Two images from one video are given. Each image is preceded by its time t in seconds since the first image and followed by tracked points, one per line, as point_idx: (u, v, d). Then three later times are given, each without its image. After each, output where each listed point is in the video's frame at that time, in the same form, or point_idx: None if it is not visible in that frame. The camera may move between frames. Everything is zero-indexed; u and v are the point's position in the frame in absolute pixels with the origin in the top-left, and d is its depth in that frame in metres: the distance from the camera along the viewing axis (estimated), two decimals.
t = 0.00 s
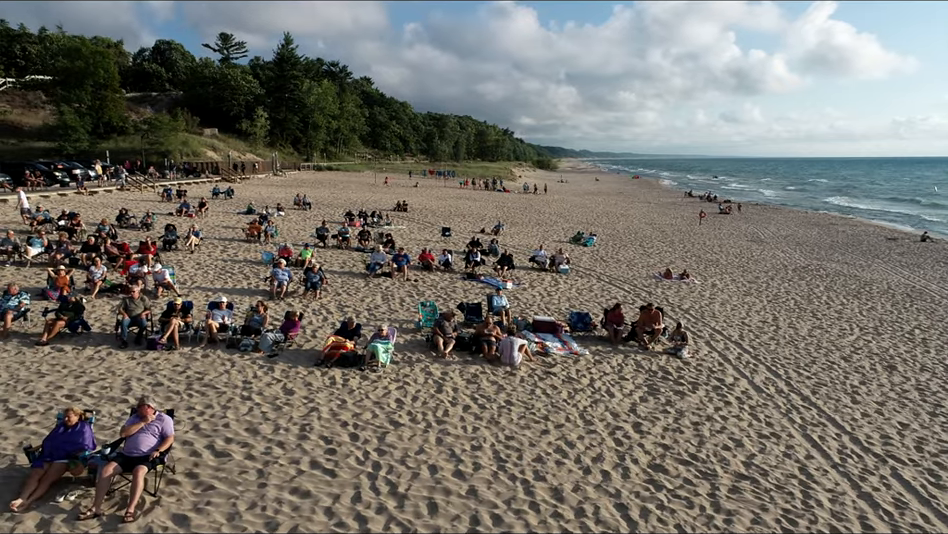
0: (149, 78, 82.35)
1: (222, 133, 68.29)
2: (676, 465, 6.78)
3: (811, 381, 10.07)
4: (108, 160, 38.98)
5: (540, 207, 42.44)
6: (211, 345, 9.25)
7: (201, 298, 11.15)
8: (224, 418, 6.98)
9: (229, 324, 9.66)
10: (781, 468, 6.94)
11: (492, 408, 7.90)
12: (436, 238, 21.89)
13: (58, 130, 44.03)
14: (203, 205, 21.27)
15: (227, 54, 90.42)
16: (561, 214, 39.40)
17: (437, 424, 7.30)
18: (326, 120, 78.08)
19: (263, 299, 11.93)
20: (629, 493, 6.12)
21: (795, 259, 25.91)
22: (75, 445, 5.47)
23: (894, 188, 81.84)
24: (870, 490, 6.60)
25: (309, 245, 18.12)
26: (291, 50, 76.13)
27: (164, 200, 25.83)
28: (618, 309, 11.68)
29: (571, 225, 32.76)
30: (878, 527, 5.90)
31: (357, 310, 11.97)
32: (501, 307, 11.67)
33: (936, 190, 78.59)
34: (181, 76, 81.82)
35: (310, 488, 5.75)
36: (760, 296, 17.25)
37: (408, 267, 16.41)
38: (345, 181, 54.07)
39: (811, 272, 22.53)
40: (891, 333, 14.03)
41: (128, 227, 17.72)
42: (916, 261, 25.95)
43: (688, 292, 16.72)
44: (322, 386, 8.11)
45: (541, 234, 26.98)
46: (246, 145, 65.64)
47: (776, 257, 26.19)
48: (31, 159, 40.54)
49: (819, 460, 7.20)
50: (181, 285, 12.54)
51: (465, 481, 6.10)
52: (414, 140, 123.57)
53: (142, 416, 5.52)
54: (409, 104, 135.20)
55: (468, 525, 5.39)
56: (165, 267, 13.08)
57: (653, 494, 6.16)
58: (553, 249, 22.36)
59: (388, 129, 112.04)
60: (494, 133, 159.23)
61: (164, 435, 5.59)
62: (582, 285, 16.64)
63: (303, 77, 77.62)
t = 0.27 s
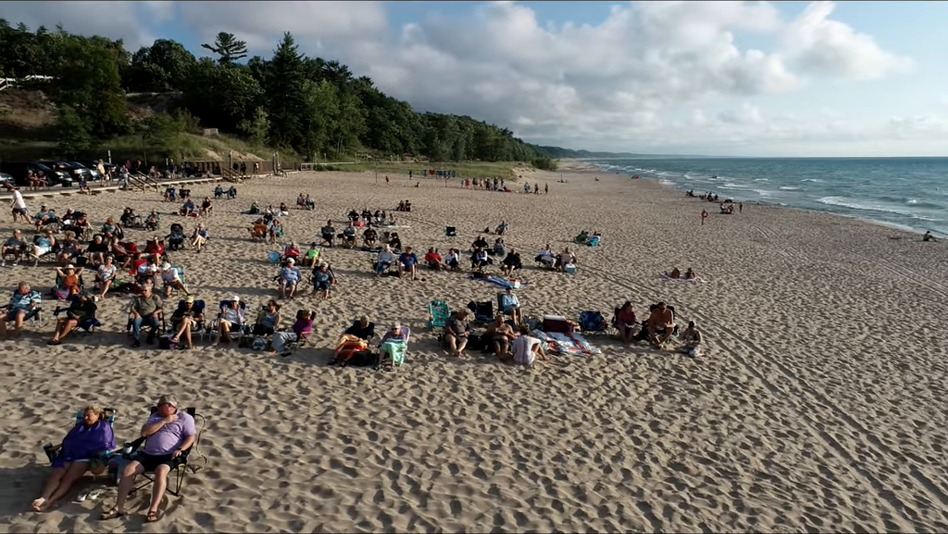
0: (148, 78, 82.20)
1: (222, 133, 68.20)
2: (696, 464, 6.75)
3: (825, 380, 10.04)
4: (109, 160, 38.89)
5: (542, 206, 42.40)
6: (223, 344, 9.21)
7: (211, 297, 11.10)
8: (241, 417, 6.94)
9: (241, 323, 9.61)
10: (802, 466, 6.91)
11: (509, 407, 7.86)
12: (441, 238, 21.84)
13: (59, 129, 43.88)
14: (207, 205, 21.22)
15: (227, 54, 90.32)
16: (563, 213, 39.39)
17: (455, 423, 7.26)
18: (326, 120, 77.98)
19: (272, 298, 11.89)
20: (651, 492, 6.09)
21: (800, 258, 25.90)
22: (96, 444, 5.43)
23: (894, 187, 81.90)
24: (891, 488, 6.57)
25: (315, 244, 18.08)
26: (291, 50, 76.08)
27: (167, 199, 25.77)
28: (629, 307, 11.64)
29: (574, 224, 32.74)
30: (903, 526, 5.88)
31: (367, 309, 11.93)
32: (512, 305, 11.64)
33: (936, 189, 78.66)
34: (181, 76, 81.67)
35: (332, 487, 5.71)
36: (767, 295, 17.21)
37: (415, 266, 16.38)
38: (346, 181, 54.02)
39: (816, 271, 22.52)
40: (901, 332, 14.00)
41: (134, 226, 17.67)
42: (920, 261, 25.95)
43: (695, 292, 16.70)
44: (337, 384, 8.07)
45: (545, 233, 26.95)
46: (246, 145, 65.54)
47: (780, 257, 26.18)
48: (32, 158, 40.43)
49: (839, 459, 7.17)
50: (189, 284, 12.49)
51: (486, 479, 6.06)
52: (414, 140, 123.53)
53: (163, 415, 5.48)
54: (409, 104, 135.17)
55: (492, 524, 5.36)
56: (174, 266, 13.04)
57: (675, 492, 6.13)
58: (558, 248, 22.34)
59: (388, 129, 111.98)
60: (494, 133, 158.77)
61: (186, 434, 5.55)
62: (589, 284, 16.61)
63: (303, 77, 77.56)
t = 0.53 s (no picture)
0: (149, 77, 82.08)
1: (223, 132, 68.13)
2: (717, 462, 6.73)
3: (838, 379, 10.03)
4: (112, 160, 38.79)
5: (545, 206, 42.35)
6: (236, 343, 9.18)
7: (222, 296, 11.08)
8: (260, 416, 6.92)
9: (254, 322, 9.58)
10: (822, 465, 6.89)
11: (526, 406, 7.84)
12: (446, 237, 21.81)
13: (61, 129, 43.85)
14: (212, 204, 21.19)
15: (227, 53, 90.24)
16: (566, 213, 39.36)
17: (473, 422, 7.24)
18: (326, 119, 77.90)
19: (282, 297, 11.86)
20: (674, 491, 6.07)
21: (805, 258, 25.89)
22: (118, 443, 5.40)
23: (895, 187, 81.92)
24: (914, 487, 6.55)
25: (321, 244, 18.06)
26: (292, 50, 76.08)
27: (171, 198, 25.72)
28: (640, 306, 11.62)
29: (577, 224, 32.73)
30: (927, 524, 5.86)
31: (377, 309, 11.91)
32: (522, 304, 11.61)
33: (937, 189, 78.73)
34: (182, 76, 81.55)
35: (355, 486, 5.68)
36: (775, 294, 17.22)
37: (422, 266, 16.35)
38: (347, 180, 53.98)
39: (821, 271, 22.53)
40: (910, 331, 14.00)
41: (140, 226, 17.62)
42: (925, 260, 25.94)
43: (703, 291, 16.69)
44: (353, 383, 8.05)
45: (549, 233, 26.92)
46: (247, 144, 65.48)
47: (785, 256, 26.18)
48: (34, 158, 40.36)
49: (859, 457, 7.15)
50: (198, 283, 12.45)
51: (509, 479, 6.03)
52: (414, 140, 123.48)
53: (186, 413, 5.46)
54: (409, 104, 135.13)
55: (518, 523, 5.33)
56: (183, 266, 13.00)
57: (698, 491, 6.10)
58: (563, 247, 22.33)
59: (389, 129, 111.92)
60: (494, 133, 158.70)
61: (209, 432, 5.52)
62: (597, 283, 16.60)
63: (304, 77, 77.50)
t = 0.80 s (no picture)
0: (149, 77, 82.00)
1: (224, 132, 68.08)
2: (736, 461, 6.72)
3: (851, 378, 10.02)
4: (113, 159, 38.73)
5: (547, 206, 42.34)
6: (249, 342, 9.17)
7: (232, 296, 11.05)
8: (277, 415, 6.90)
9: (266, 321, 9.56)
10: (841, 464, 6.88)
11: (542, 405, 7.83)
12: (451, 237, 21.79)
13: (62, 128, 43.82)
14: (217, 203, 21.15)
15: (228, 53, 90.20)
16: (568, 212, 39.34)
17: (491, 421, 7.23)
18: (327, 119, 77.84)
19: (292, 297, 11.84)
20: (696, 489, 6.05)
21: (809, 257, 25.90)
22: (140, 442, 5.37)
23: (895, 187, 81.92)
24: (934, 486, 6.54)
25: (327, 243, 18.03)
26: (292, 50, 76.06)
27: (174, 198, 25.66)
28: (651, 306, 11.61)
29: (580, 223, 32.73)
30: None
31: (387, 308, 11.89)
32: (533, 304, 11.60)
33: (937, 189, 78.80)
34: (182, 75, 81.48)
35: (377, 484, 5.66)
36: (781, 294, 17.21)
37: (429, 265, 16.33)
38: (349, 180, 53.96)
39: (826, 270, 22.54)
40: (919, 330, 13.99)
41: (145, 225, 17.58)
42: (928, 260, 25.96)
43: (710, 290, 16.68)
44: (368, 383, 8.03)
45: (553, 232, 26.91)
46: (248, 144, 65.45)
47: (789, 255, 26.19)
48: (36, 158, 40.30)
49: (877, 456, 7.14)
50: (207, 282, 12.42)
51: (530, 477, 6.01)
52: (414, 140, 123.41)
53: (208, 411, 5.43)
54: (409, 104, 135.11)
55: (541, 522, 5.32)
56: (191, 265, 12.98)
57: (719, 490, 6.09)
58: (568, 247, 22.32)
59: (389, 129, 111.85)
60: (493, 132, 158.62)
61: (230, 430, 5.50)
62: (604, 282, 16.59)
63: (304, 77, 77.50)
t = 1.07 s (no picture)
0: (149, 77, 81.85)
1: (225, 132, 67.97)
2: (758, 459, 6.70)
3: (866, 377, 10.00)
4: (115, 159, 38.64)
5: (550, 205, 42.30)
6: (264, 341, 9.14)
7: (244, 295, 11.01)
8: (298, 414, 6.88)
9: (280, 320, 9.52)
10: (862, 462, 6.87)
11: (560, 403, 7.81)
12: (457, 236, 21.74)
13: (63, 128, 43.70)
14: (222, 203, 21.09)
15: (228, 53, 90.04)
16: (571, 212, 39.31)
17: (510, 419, 7.21)
18: (328, 119, 77.74)
19: (303, 296, 11.82)
20: (720, 488, 6.04)
21: (814, 257, 25.89)
22: (164, 440, 5.34)
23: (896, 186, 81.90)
24: None
25: (334, 243, 17.99)
26: (292, 50, 75.97)
27: (177, 197, 25.58)
28: (663, 304, 11.59)
29: (583, 223, 32.70)
30: None
31: (398, 307, 11.85)
32: (545, 302, 11.57)
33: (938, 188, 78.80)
34: (182, 75, 81.33)
35: (402, 483, 5.65)
36: (790, 293, 17.19)
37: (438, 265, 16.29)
38: (350, 180, 53.89)
39: (832, 270, 22.52)
40: (929, 329, 13.97)
41: (152, 224, 17.53)
42: (933, 259, 25.97)
43: (719, 290, 16.66)
44: (385, 381, 8.01)
45: (558, 232, 26.86)
46: (249, 144, 65.35)
47: (794, 255, 26.17)
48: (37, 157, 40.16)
49: (898, 455, 7.13)
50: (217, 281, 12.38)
51: (554, 476, 5.99)
52: (414, 140, 123.29)
53: (235, 411, 5.41)
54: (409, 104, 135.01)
55: (569, 520, 5.30)
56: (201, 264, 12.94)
57: (744, 488, 6.08)
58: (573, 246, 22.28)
59: (389, 128, 111.72)
60: (493, 132, 158.51)
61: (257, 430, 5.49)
62: (612, 282, 16.56)
63: (305, 77, 77.40)
